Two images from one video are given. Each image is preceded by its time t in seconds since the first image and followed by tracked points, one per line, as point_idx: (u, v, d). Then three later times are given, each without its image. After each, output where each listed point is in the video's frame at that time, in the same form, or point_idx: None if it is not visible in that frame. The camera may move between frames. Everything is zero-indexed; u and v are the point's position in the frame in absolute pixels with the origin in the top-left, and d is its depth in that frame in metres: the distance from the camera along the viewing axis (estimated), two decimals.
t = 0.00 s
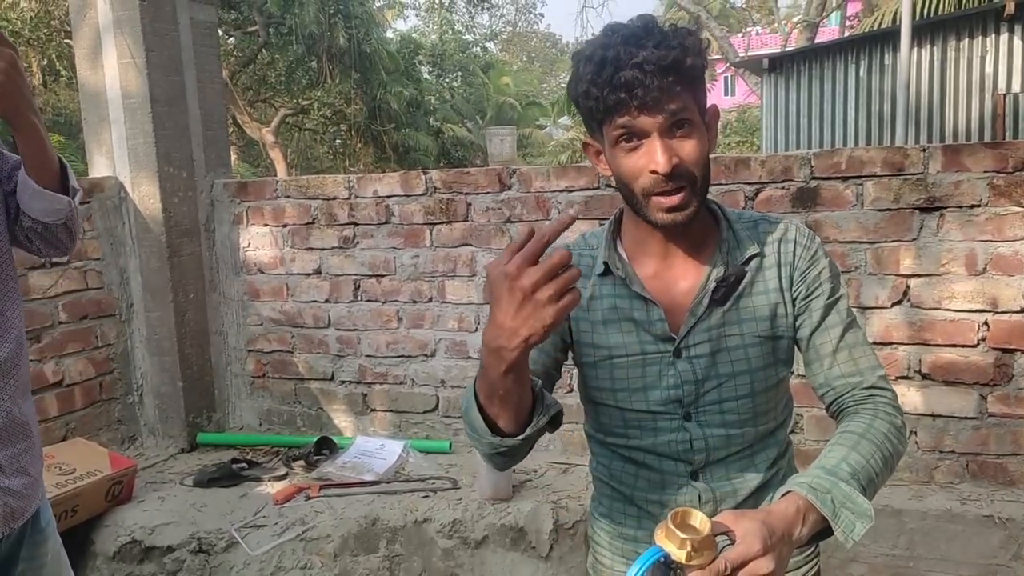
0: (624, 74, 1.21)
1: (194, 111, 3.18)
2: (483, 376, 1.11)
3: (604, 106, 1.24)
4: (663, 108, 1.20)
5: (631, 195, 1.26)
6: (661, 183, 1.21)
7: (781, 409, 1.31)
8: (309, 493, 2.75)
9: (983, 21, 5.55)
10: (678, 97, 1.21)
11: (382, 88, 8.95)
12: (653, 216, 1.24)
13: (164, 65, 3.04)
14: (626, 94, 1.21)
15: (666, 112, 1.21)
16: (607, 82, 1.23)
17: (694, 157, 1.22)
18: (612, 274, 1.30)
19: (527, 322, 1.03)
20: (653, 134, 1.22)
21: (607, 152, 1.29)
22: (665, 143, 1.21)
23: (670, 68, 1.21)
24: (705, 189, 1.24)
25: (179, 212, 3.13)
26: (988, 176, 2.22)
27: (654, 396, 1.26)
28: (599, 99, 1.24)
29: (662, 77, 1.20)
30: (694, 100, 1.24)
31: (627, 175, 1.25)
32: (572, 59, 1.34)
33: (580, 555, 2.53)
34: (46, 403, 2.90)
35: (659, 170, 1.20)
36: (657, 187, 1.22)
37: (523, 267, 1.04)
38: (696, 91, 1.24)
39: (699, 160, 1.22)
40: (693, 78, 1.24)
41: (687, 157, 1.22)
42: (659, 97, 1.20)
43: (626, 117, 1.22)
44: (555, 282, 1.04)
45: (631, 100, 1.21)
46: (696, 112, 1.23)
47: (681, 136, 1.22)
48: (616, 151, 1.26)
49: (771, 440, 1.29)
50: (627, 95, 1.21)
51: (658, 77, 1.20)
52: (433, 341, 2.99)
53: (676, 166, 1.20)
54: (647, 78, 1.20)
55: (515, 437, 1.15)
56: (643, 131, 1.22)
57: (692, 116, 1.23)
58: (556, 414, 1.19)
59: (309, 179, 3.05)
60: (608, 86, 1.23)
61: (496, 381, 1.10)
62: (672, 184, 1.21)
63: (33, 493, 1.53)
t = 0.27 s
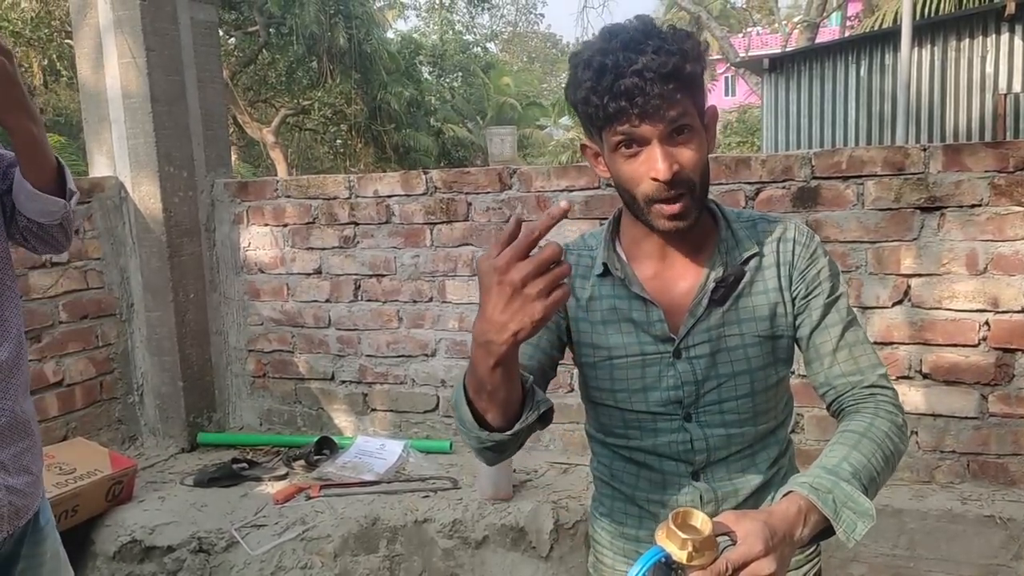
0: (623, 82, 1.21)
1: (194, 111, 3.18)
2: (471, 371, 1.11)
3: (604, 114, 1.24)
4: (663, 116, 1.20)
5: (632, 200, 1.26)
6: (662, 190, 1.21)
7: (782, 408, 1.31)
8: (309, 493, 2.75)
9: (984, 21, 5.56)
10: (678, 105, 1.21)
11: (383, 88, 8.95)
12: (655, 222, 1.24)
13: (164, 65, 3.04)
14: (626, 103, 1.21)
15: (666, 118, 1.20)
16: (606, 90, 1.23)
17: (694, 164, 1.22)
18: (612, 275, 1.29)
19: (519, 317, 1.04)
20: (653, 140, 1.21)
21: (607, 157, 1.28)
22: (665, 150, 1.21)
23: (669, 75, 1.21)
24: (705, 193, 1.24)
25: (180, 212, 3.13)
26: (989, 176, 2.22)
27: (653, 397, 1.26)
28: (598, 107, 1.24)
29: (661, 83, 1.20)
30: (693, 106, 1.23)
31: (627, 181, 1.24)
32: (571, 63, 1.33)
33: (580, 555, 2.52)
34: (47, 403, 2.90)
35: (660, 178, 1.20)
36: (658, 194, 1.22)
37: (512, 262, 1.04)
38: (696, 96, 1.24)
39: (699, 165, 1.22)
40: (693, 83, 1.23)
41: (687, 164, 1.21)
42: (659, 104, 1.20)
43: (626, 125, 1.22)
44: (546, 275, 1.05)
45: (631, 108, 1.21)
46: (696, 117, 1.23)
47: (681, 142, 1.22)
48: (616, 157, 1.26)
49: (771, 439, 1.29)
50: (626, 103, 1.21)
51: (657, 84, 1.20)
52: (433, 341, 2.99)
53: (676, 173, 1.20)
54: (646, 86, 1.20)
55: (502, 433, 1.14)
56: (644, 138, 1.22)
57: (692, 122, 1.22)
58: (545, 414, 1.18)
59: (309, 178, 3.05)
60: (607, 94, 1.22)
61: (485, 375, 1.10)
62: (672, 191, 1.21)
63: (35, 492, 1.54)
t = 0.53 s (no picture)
0: (620, 81, 1.20)
1: (194, 111, 3.17)
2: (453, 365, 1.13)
3: (601, 113, 1.24)
4: (661, 115, 1.20)
5: (630, 199, 1.26)
6: (660, 190, 1.21)
7: (782, 410, 1.30)
8: (309, 493, 2.75)
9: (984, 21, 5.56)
10: (676, 104, 1.20)
11: (383, 89, 8.97)
12: (653, 221, 1.24)
13: (164, 65, 3.04)
14: (623, 102, 1.21)
15: (664, 118, 1.20)
16: (603, 89, 1.22)
17: (693, 163, 1.22)
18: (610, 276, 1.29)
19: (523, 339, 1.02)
20: (651, 140, 1.22)
21: (604, 157, 1.29)
22: (664, 149, 1.21)
23: (666, 74, 1.20)
24: (704, 193, 1.24)
25: (179, 212, 3.13)
26: (990, 176, 2.22)
27: (653, 399, 1.25)
28: (595, 107, 1.24)
29: (659, 83, 1.19)
30: (691, 105, 1.23)
31: (625, 181, 1.25)
32: (568, 62, 1.33)
33: (580, 556, 2.52)
34: (46, 403, 2.90)
35: (658, 177, 1.20)
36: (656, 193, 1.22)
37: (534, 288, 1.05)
38: (693, 95, 1.24)
39: (698, 165, 1.22)
40: (690, 82, 1.23)
41: (685, 163, 1.22)
42: (657, 103, 1.19)
43: (624, 123, 1.22)
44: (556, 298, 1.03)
45: (628, 107, 1.20)
46: (694, 116, 1.23)
47: (679, 142, 1.22)
48: (614, 156, 1.26)
49: (771, 440, 1.28)
50: (624, 102, 1.20)
51: (655, 83, 1.19)
52: (433, 341, 2.99)
53: (674, 173, 1.20)
54: (643, 85, 1.19)
55: (469, 432, 1.17)
56: (642, 138, 1.22)
57: (691, 121, 1.22)
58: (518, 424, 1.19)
59: (309, 179, 3.04)
60: (604, 93, 1.22)
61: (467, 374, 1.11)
62: (670, 190, 1.22)
63: (38, 490, 1.53)
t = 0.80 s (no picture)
0: (611, 83, 1.20)
1: (194, 112, 3.17)
2: (476, 439, 1.17)
3: (593, 116, 1.24)
4: (652, 117, 1.20)
5: (624, 203, 1.26)
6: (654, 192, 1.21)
7: (784, 413, 1.30)
8: (310, 495, 2.74)
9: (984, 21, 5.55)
10: (668, 106, 1.20)
11: (383, 90, 8.98)
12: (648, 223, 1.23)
13: (164, 67, 3.04)
14: (614, 104, 1.20)
15: (656, 119, 1.20)
16: (595, 90, 1.22)
17: (686, 164, 1.22)
18: (607, 282, 1.29)
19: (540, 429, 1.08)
20: (643, 142, 1.22)
21: (598, 161, 1.29)
22: (656, 151, 1.21)
23: (659, 75, 1.19)
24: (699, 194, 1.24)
25: (180, 214, 3.13)
26: (991, 177, 2.22)
27: (654, 404, 1.26)
28: (587, 109, 1.24)
29: (651, 84, 1.19)
30: (684, 105, 1.22)
31: (619, 184, 1.25)
32: (563, 64, 1.32)
33: (581, 558, 2.52)
34: (47, 405, 2.90)
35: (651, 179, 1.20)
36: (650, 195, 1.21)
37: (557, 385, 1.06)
38: (687, 95, 1.23)
39: (691, 166, 1.22)
40: (684, 83, 1.22)
41: (678, 164, 1.21)
42: (648, 105, 1.19)
43: (615, 126, 1.22)
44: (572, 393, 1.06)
45: (620, 109, 1.20)
46: (687, 117, 1.23)
47: (671, 143, 1.22)
48: (607, 160, 1.26)
49: (773, 443, 1.28)
50: (615, 104, 1.20)
51: (647, 85, 1.19)
52: (433, 342, 2.99)
53: (667, 174, 1.20)
54: (635, 87, 1.19)
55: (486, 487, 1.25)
56: (633, 139, 1.22)
57: (683, 123, 1.22)
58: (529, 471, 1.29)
59: (309, 180, 3.04)
60: (596, 95, 1.22)
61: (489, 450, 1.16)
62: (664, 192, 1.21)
63: (41, 493, 1.53)
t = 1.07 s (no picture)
0: (593, 71, 1.21)
1: (194, 110, 3.17)
2: (512, 484, 1.20)
3: (578, 106, 1.24)
4: (636, 103, 1.20)
5: (614, 196, 1.25)
6: (642, 179, 1.20)
7: (780, 410, 1.30)
8: (310, 493, 2.74)
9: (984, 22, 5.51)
10: (653, 92, 1.21)
11: (384, 90, 8.99)
12: (638, 213, 1.23)
13: (164, 64, 3.04)
14: (598, 91, 1.21)
15: (640, 105, 1.20)
16: (577, 80, 1.23)
17: (673, 149, 1.21)
18: (601, 282, 1.29)
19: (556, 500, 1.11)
20: (630, 129, 1.22)
21: (586, 155, 1.29)
22: (643, 137, 1.21)
23: (640, 61, 1.20)
24: (690, 182, 1.23)
25: (180, 211, 3.12)
26: (992, 174, 2.21)
27: (650, 404, 1.26)
28: (570, 99, 1.25)
29: (632, 70, 1.20)
30: (668, 92, 1.23)
31: (607, 175, 1.24)
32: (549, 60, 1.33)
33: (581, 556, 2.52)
34: (46, 403, 2.90)
35: (639, 165, 1.19)
36: (639, 183, 1.21)
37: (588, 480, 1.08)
38: (670, 82, 1.24)
39: (680, 153, 1.22)
40: (666, 70, 1.23)
41: (666, 150, 1.21)
42: (631, 91, 1.20)
43: (600, 114, 1.22)
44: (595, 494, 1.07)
45: (603, 96, 1.21)
46: (672, 104, 1.23)
47: (658, 129, 1.22)
48: (595, 151, 1.26)
49: (770, 441, 1.28)
50: (598, 91, 1.21)
51: (628, 71, 1.20)
52: (434, 340, 2.98)
53: (655, 159, 1.20)
54: (617, 74, 1.20)
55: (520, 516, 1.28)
56: (619, 127, 1.22)
57: (669, 110, 1.22)
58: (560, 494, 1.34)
59: (309, 178, 3.04)
60: (578, 84, 1.23)
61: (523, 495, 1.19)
62: (653, 179, 1.21)
63: (38, 489, 1.53)
